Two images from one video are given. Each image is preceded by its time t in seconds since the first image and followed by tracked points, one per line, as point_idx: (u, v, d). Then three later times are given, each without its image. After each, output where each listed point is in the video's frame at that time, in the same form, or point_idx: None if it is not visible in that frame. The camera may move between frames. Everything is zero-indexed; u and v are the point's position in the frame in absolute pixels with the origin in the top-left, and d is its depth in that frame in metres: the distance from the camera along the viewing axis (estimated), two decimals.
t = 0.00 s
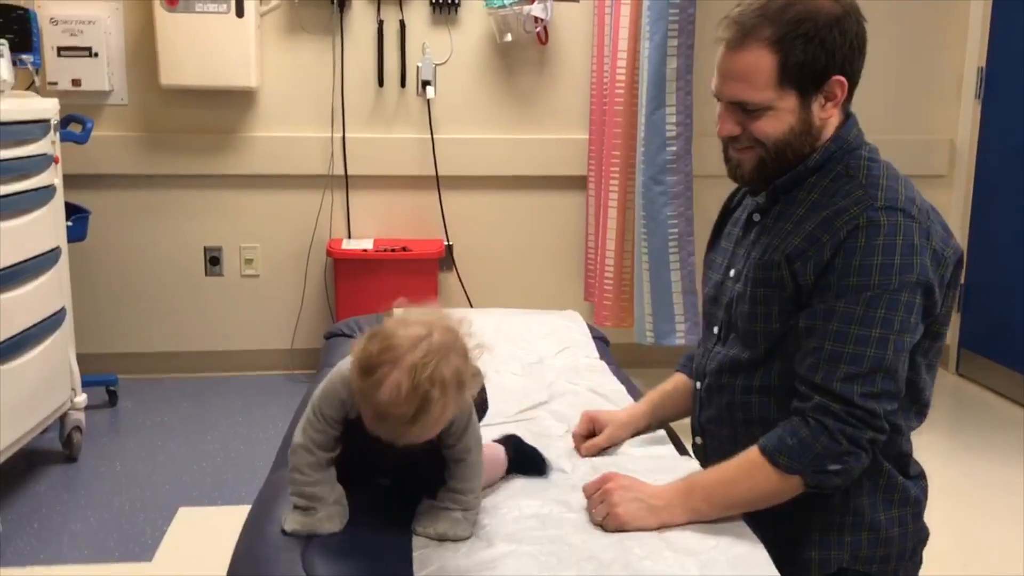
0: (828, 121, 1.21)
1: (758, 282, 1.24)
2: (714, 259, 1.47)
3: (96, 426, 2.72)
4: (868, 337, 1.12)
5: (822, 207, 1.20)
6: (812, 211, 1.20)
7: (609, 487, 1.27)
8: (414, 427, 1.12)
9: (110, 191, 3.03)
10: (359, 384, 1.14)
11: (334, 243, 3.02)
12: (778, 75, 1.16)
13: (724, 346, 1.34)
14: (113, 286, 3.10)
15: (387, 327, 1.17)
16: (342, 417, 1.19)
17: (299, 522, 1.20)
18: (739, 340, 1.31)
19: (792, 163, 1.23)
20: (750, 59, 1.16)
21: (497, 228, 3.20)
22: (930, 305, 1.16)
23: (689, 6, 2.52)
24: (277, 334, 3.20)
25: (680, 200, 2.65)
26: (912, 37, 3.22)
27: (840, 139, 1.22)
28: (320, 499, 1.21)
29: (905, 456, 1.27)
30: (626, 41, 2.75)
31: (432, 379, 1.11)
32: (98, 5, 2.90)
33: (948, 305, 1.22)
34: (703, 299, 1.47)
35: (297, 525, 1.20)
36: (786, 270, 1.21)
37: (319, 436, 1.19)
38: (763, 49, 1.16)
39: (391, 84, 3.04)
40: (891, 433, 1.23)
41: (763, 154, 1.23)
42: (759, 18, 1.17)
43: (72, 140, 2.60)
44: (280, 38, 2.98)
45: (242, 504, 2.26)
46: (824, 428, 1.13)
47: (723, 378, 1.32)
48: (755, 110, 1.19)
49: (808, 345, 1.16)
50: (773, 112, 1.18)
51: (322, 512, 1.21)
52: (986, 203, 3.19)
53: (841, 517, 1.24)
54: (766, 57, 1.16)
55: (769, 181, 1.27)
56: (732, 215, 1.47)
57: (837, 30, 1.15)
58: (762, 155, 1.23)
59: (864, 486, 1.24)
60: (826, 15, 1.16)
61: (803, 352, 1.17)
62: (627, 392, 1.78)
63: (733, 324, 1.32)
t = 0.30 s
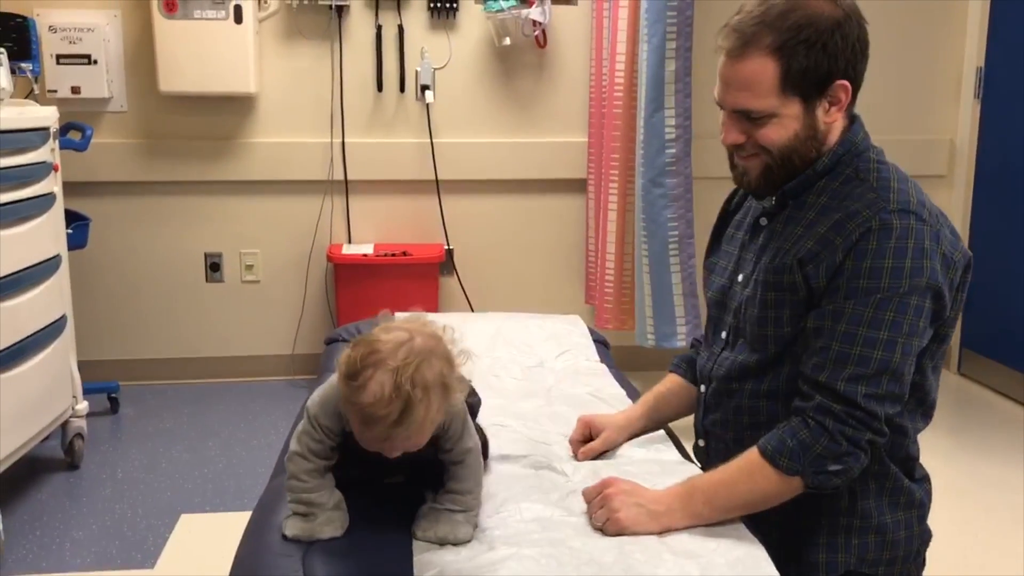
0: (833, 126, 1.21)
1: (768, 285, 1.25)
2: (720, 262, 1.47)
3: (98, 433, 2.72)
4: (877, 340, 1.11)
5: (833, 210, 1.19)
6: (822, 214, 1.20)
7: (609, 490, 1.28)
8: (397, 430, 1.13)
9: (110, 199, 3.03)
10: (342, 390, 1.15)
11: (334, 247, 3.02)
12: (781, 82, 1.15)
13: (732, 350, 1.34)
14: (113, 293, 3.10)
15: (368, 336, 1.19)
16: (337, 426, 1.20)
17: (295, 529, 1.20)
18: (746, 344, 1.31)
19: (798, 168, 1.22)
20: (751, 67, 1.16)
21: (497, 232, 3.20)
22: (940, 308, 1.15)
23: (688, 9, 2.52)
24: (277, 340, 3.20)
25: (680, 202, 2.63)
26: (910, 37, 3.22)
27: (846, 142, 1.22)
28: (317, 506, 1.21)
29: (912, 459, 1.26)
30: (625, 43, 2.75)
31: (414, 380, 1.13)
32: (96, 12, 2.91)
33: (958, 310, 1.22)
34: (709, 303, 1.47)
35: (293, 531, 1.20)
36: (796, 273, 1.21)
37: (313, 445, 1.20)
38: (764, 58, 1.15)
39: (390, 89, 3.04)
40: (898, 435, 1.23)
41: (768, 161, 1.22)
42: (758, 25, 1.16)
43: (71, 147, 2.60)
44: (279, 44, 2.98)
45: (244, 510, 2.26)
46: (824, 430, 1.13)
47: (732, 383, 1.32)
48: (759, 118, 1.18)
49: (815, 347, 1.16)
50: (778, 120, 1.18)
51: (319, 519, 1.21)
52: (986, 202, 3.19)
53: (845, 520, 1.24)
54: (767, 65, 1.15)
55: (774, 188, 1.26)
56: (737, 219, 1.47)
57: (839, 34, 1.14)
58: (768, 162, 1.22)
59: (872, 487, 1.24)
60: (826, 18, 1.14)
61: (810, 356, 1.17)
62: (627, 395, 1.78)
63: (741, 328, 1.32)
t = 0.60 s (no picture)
0: (835, 130, 1.21)
1: (771, 289, 1.25)
2: (720, 266, 1.47)
3: (98, 437, 2.72)
4: (880, 344, 1.11)
5: (837, 215, 1.19)
6: (825, 218, 1.21)
7: (609, 493, 1.28)
8: (398, 420, 1.14)
9: (111, 203, 3.03)
10: (341, 384, 1.16)
11: (335, 251, 3.02)
12: (782, 89, 1.15)
13: (732, 354, 1.35)
14: (114, 297, 3.10)
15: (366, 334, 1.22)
16: (339, 430, 1.21)
17: (297, 534, 1.20)
18: (748, 347, 1.31)
19: (801, 173, 1.23)
20: (751, 75, 1.16)
21: (498, 236, 3.21)
22: (943, 313, 1.15)
23: (688, 13, 2.51)
24: (277, 344, 3.20)
25: (680, 206, 2.64)
26: (910, 41, 3.22)
27: (850, 146, 1.22)
28: (319, 510, 1.21)
29: (913, 463, 1.26)
30: (625, 48, 2.76)
31: (412, 368, 1.15)
32: (97, 17, 2.91)
33: (961, 314, 1.22)
34: (710, 307, 1.47)
35: (295, 535, 1.20)
36: (799, 278, 1.21)
37: (314, 449, 1.20)
38: (763, 66, 1.15)
39: (391, 93, 3.05)
40: (900, 440, 1.23)
41: (771, 168, 1.22)
42: (757, 33, 1.17)
43: (72, 151, 2.61)
44: (280, 49, 2.98)
45: (244, 514, 2.26)
46: (825, 434, 1.13)
47: (734, 388, 1.32)
48: (761, 126, 1.18)
49: (817, 352, 1.16)
50: (780, 126, 1.18)
51: (321, 523, 1.21)
52: (986, 206, 3.19)
53: (846, 524, 1.24)
54: (767, 73, 1.15)
55: (778, 193, 1.26)
56: (738, 223, 1.47)
57: (838, 38, 1.14)
58: (772, 169, 1.22)
59: (873, 491, 1.24)
60: (825, 25, 1.15)
61: (812, 360, 1.17)
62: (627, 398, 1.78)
63: (742, 332, 1.32)
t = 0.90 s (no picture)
0: (832, 135, 1.21)
1: (769, 294, 1.25)
2: (718, 271, 1.47)
3: (96, 441, 2.71)
4: (878, 350, 1.11)
5: (836, 220, 1.19)
6: (824, 223, 1.21)
7: (608, 499, 1.28)
8: (393, 420, 1.13)
9: (110, 206, 3.03)
10: (338, 386, 1.17)
11: (333, 255, 3.02)
12: (778, 94, 1.15)
13: (730, 359, 1.35)
14: (112, 301, 3.10)
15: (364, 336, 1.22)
16: (338, 437, 1.22)
17: (296, 542, 1.19)
18: (746, 352, 1.31)
19: (798, 178, 1.22)
20: (748, 80, 1.16)
21: (497, 240, 3.20)
22: (942, 319, 1.15)
23: (687, 18, 2.51)
24: (275, 348, 3.20)
25: (679, 211, 2.64)
26: (909, 46, 3.23)
27: (848, 151, 1.22)
28: (317, 517, 1.21)
29: (911, 469, 1.26)
30: (624, 52, 2.76)
31: (406, 368, 1.15)
32: (96, 20, 2.91)
33: (960, 320, 1.22)
34: (707, 312, 1.47)
35: (294, 543, 1.19)
36: (798, 283, 1.21)
37: (312, 456, 1.21)
38: (759, 71, 1.15)
39: (390, 97, 3.05)
40: (898, 445, 1.23)
41: (769, 173, 1.22)
42: (754, 38, 1.17)
43: (71, 155, 2.60)
44: (279, 53, 2.98)
45: (242, 519, 2.26)
46: (822, 439, 1.13)
47: (732, 393, 1.32)
48: (758, 131, 1.18)
49: (815, 357, 1.16)
50: (777, 131, 1.18)
51: (319, 530, 1.20)
52: (985, 211, 3.19)
53: (845, 531, 1.24)
54: (763, 78, 1.15)
55: (775, 198, 1.26)
56: (737, 227, 1.47)
57: (834, 43, 1.14)
58: (769, 174, 1.22)
59: (872, 497, 1.24)
60: (822, 29, 1.15)
61: (809, 365, 1.17)
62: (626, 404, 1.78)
63: (740, 337, 1.32)
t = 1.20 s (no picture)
0: (823, 140, 1.21)
1: (762, 298, 1.25)
2: (712, 275, 1.47)
3: (91, 445, 2.71)
4: (870, 354, 1.11)
5: (829, 224, 1.20)
6: (817, 227, 1.21)
7: (602, 502, 1.28)
8: (416, 412, 1.15)
9: (105, 210, 3.03)
10: (357, 378, 1.16)
11: (329, 259, 3.02)
12: (769, 100, 1.15)
13: (724, 363, 1.35)
14: (108, 304, 3.10)
15: (376, 330, 1.22)
16: (337, 439, 1.23)
17: (289, 543, 1.19)
18: (739, 356, 1.31)
19: (790, 182, 1.23)
20: (739, 85, 1.16)
21: (492, 243, 3.21)
22: (934, 323, 1.15)
23: (682, 22, 2.51)
24: (271, 351, 3.20)
25: (674, 214, 2.64)
26: (904, 50, 3.24)
27: (840, 156, 1.22)
28: (311, 520, 1.21)
29: (904, 473, 1.26)
30: (619, 56, 2.76)
31: (429, 360, 1.17)
32: (92, 24, 2.91)
33: (953, 323, 1.22)
34: (701, 316, 1.47)
35: (287, 545, 1.19)
36: (791, 287, 1.21)
37: (311, 458, 1.22)
38: (750, 76, 1.15)
39: (387, 101, 3.05)
40: (891, 449, 1.23)
41: (760, 178, 1.22)
42: (744, 44, 1.17)
43: (66, 159, 2.60)
44: (275, 57, 2.99)
45: (238, 523, 2.26)
46: (815, 442, 1.13)
47: (725, 397, 1.33)
48: (750, 136, 1.18)
49: (807, 360, 1.17)
50: (769, 136, 1.18)
51: (312, 533, 1.20)
52: (980, 214, 3.20)
53: (839, 534, 1.24)
54: (754, 83, 1.15)
55: (768, 203, 1.27)
56: (731, 231, 1.47)
57: (824, 48, 1.15)
58: (761, 179, 1.22)
59: (866, 501, 1.24)
60: (812, 34, 1.15)
61: (802, 369, 1.17)
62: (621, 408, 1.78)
63: (734, 340, 1.32)
